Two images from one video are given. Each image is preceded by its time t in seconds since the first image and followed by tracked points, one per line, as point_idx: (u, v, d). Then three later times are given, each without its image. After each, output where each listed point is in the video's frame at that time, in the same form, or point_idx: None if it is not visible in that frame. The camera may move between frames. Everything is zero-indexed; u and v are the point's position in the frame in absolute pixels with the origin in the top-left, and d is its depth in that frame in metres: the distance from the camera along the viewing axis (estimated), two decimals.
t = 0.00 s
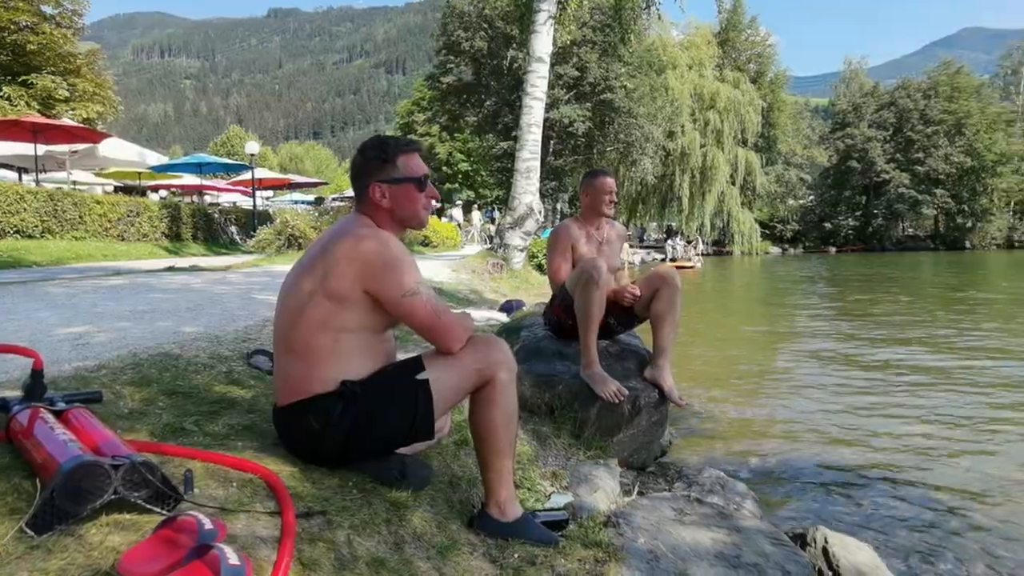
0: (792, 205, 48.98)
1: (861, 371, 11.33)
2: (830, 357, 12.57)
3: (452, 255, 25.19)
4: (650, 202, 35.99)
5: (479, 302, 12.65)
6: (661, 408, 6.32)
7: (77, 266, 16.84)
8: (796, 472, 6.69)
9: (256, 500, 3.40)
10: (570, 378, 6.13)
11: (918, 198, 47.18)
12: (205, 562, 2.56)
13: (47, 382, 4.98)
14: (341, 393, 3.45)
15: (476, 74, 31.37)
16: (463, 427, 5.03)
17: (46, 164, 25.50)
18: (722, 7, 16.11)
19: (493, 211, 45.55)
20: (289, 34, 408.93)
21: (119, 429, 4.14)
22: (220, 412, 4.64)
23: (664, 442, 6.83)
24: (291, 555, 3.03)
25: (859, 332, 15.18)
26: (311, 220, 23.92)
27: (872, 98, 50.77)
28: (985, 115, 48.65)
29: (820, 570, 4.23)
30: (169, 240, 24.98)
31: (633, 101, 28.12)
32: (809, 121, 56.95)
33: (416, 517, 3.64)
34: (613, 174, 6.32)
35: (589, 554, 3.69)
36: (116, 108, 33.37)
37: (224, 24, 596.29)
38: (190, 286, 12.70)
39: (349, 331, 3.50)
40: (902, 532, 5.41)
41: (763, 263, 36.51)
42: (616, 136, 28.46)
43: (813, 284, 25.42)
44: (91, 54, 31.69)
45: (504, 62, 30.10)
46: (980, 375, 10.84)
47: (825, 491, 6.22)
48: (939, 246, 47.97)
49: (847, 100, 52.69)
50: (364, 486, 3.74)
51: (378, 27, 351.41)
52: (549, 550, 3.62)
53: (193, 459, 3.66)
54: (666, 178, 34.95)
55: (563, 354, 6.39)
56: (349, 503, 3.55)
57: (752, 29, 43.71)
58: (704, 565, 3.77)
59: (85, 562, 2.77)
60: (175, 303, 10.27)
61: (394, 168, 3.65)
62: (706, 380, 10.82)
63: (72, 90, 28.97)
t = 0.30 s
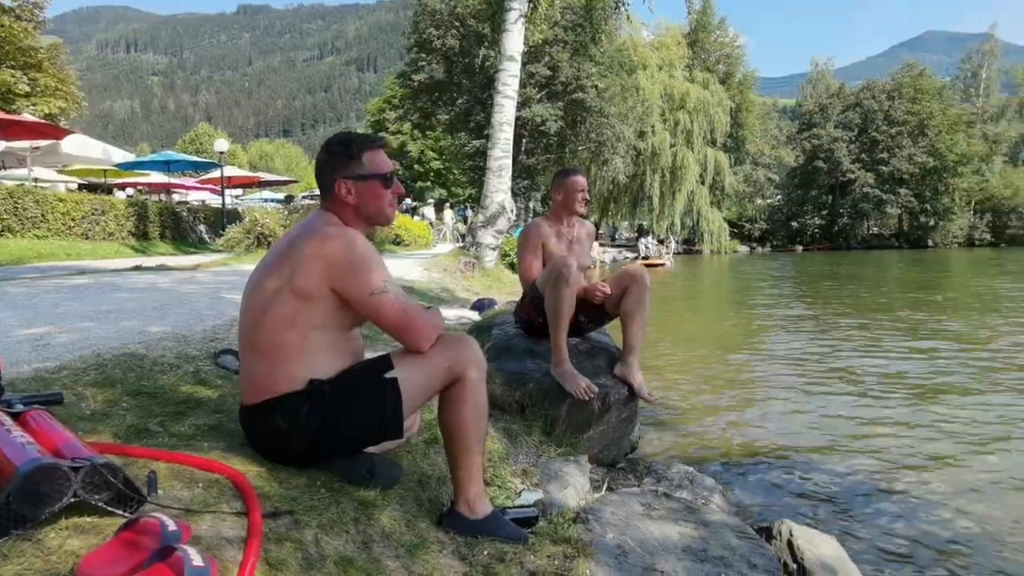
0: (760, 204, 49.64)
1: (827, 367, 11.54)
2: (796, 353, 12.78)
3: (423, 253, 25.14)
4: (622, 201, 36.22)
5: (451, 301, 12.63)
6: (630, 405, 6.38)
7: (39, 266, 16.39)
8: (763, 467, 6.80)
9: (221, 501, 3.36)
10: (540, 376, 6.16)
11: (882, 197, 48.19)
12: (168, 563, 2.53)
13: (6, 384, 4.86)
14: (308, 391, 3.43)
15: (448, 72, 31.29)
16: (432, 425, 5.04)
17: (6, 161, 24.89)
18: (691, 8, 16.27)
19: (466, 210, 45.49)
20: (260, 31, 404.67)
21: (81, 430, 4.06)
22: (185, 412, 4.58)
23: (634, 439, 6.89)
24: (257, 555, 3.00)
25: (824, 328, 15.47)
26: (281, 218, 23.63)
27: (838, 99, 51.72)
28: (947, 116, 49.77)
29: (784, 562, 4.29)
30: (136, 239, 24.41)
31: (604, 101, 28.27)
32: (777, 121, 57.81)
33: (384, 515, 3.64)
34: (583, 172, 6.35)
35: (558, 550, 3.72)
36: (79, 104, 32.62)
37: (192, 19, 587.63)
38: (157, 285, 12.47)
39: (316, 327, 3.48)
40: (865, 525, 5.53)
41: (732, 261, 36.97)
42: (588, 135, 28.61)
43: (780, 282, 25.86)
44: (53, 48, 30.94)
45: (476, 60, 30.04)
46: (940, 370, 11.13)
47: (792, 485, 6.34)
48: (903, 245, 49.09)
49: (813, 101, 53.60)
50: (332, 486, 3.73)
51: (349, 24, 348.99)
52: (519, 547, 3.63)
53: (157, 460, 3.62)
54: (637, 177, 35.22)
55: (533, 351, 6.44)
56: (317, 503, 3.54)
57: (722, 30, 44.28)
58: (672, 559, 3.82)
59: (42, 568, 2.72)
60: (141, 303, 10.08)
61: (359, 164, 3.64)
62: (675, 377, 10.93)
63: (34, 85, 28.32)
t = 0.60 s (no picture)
0: (723, 203, 50.31)
1: (788, 363, 11.78)
2: (758, 350, 13.00)
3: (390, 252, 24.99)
4: (588, 200, 36.39)
5: (418, 299, 12.57)
6: (595, 401, 6.43)
7: None
8: (726, 461, 6.91)
9: (179, 503, 3.30)
10: (506, 374, 6.18)
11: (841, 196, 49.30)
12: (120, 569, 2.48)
13: None
14: (268, 392, 3.39)
15: (413, 69, 31.07)
16: (396, 425, 5.02)
17: None
18: (655, 9, 16.42)
19: (432, 208, 45.32)
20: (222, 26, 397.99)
21: (32, 435, 3.96)
22: (143, 414, 4.50)
23: (598, 436, 6.95)
24: (215, 558, 2.97)
25: (785, 324, 15.79)
26: (244, 217, 23.27)
27: (798, 100, 52.71)
28: (903, 117, 51.04)
29: (743, 554, 4.36)
30: (93, 238, 23.81)
31: (570, 100, 28.38)
32: (739, 121, 58.72)
33: (346, 515, 3.61)
34: (549, 170, 6.36)
35: (522, 546, 3.73)
36: (33, 100, 31.71)
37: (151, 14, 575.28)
38: (115, 285, 12.19)
39: (276, 327, 3.44)
40: (823, 516, 5.66)
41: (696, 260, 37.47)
42: (555, 134, 28.66)
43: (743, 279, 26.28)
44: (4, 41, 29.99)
45: (441, 58, 29.90)
46: (897, 365, 11.42)
47: (754, 478, 6.46)
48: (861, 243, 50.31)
49: (775, 102, 54.57)
50: (293, 486, 3.69)
51: (314, 20, 345.24)
52: (483, 545, 3.63)
53: (112, 463, 3.54)
54: (603, 176, 35.45)
55: (499, 350, 6.45)
56: (277, 504, 3.50)
57: (686, 31, 44.85)
58: (634, 553, 3.86)
59: None
60: (98, 303, 9.85)
61: (321, 160, 3.61)
62: (641, 373, 11.04)
63: None
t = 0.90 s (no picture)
0: (682, 202, 51.00)
1: (746, 360, 12.00)
2: (717, 347, 13.21)
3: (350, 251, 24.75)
4: (550, 199, 36.48)
5: (378, 299, 12.48)
6: (554, 399, 6.47)
7: None
8: (685, 457, 7.01)
9: (128, 508, 3.23)
10: (466, 373, 6.18)
11: (795, 196, 50.45)
12: None
13: None
14: (222, 392, 3.34)
15: (374, 67, 30.77)
16: (354, 425, 4.98)
17: None
18: (616, 11, 16.56)
19: (393, 206, 45.01)
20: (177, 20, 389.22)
21: None
22: (91, 417, 4.38)
23: (558, 433, 6.99)
24: (166, 562, 2.91)
25: (743, 322, 16.08)
26: (201, 215, 22.82)
27: (755, 102, 53.74)
28: (855, 119, 52.38)
29: (699, 547, 4.44)
30: (41, 236, 23.17)
31: (532, 99, 28.42)
32: (698, 123, 59.65)
33: (303, 516, 3.57)
34: (510, 168, 6.36)
35: (481, 545, 3.73)
36: None
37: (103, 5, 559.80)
38: (65, 285, 11.85)
39: (231, 326, 3.39)
40: (781, 510, 5.78)
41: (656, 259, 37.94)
42: (517, 133, 28.66)
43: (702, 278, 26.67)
44: None
45: (403, 55, 29.63)
46: (850, 361, 11.72)
47: (712, 474, 6.57)
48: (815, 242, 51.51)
49: (732, 103, 55.55)
50: (248, 488, 3.64)
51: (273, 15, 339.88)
52: (442, 544, 3.63)
53: (58, 468, 3.44)
54: (565, 175, 35.59)
55: (459, 349, 6.44)
56: (232, 506, 3.45)
57: (646, 32, 45.43)
58: (592, 548, 3.90)
59: None
60: (47, 303, 9.56)
61: (277, 157, 3.54)
62: (602, 371, 11.13)
63: None
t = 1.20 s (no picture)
0: (620, 205, 51.87)
1: (680, 358, 12.29)
2: (653, 346, 13.48)
3: (287, 253, 24.23)
4: (491, 201, 36.48)
5: (315, 302, 12.26)
6: (492, 401, 6.49)
7: None
8: (623, 455, 7.12)
9: (41, 525, 3.10)
10: (403, 377, 6.16)
11: (727, 199, 52.02)
12: None
13: None
14: (146, 400, 3.24)
15: (311, 65, 30.20)
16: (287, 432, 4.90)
17: None
18: (554, 14, 16.70)
19: (331, 207, 44.30)
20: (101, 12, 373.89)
21: None
22: (3, 430, 4.17)
23: (496, 434, 7.02)
24: None
25: (678, 322, 16.47)
26: (128, 215, 21.97)
27: (689, 107, 55.21)
28: (783, 125, 54.28)
29: (631, 543, 4.53)
30: None
31: (472, 100, 28.37)
32: (635, 126, 60.74)
33: (232, 526, 3.49)
34: (445, 171, 6.35)
35: (417, 548, 3.72)
36: None
37: None
38: None
39: (154, 333, 3.29)
40: (715, 504, 5.93)
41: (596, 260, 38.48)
42: (457, 134, 28.54)
43: (639, 279, 27.21)
44: None
45: (340, 54, 29.13)
46: (780, 358, 12.14)
47: (649, 471, 6.69)
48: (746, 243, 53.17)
49: (667, 108, 56.88)
50: (175, 498, 3.54)
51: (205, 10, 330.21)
52: (378, 549, 3.60)
53: None
54: (505, 177, 35.69)
55: (396, 352, 6.41)
56: (155, 518, 3.35)
57: (584, 37, 46.11)
58: (527, 548, 3.94)
59: None
60: None
61: (202, 160, 3.46)
62: (541, 371, 11.21)
63: None
